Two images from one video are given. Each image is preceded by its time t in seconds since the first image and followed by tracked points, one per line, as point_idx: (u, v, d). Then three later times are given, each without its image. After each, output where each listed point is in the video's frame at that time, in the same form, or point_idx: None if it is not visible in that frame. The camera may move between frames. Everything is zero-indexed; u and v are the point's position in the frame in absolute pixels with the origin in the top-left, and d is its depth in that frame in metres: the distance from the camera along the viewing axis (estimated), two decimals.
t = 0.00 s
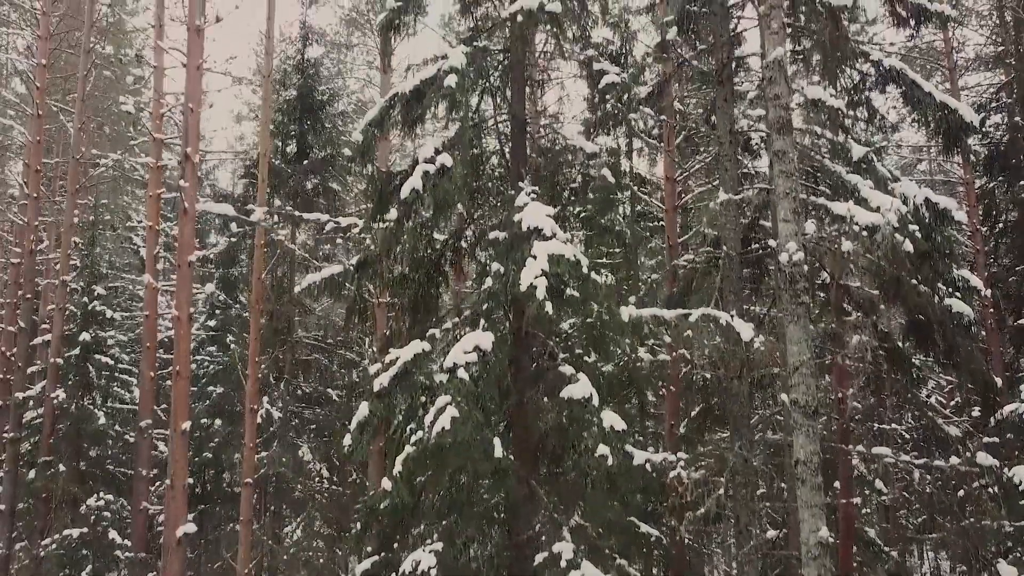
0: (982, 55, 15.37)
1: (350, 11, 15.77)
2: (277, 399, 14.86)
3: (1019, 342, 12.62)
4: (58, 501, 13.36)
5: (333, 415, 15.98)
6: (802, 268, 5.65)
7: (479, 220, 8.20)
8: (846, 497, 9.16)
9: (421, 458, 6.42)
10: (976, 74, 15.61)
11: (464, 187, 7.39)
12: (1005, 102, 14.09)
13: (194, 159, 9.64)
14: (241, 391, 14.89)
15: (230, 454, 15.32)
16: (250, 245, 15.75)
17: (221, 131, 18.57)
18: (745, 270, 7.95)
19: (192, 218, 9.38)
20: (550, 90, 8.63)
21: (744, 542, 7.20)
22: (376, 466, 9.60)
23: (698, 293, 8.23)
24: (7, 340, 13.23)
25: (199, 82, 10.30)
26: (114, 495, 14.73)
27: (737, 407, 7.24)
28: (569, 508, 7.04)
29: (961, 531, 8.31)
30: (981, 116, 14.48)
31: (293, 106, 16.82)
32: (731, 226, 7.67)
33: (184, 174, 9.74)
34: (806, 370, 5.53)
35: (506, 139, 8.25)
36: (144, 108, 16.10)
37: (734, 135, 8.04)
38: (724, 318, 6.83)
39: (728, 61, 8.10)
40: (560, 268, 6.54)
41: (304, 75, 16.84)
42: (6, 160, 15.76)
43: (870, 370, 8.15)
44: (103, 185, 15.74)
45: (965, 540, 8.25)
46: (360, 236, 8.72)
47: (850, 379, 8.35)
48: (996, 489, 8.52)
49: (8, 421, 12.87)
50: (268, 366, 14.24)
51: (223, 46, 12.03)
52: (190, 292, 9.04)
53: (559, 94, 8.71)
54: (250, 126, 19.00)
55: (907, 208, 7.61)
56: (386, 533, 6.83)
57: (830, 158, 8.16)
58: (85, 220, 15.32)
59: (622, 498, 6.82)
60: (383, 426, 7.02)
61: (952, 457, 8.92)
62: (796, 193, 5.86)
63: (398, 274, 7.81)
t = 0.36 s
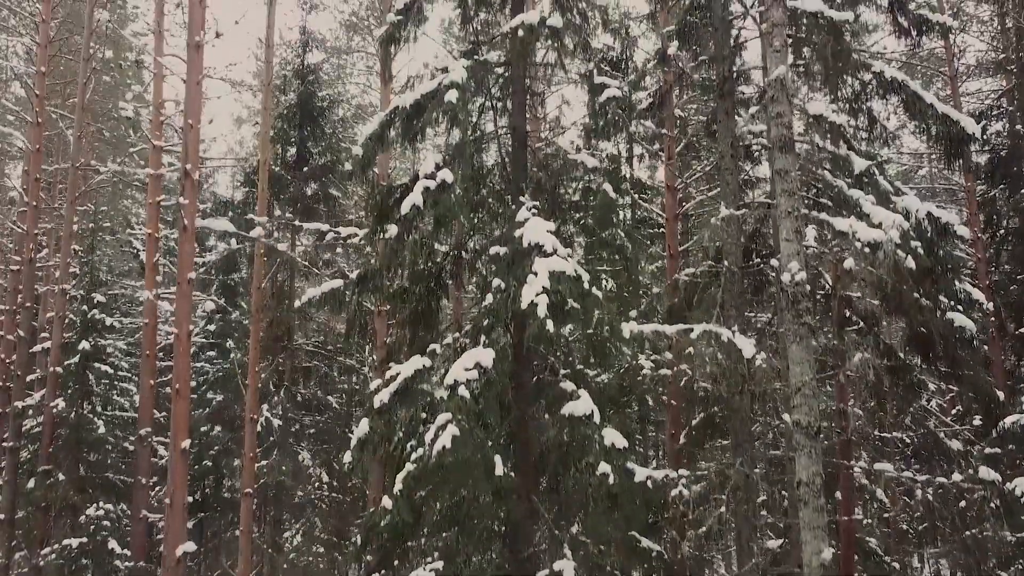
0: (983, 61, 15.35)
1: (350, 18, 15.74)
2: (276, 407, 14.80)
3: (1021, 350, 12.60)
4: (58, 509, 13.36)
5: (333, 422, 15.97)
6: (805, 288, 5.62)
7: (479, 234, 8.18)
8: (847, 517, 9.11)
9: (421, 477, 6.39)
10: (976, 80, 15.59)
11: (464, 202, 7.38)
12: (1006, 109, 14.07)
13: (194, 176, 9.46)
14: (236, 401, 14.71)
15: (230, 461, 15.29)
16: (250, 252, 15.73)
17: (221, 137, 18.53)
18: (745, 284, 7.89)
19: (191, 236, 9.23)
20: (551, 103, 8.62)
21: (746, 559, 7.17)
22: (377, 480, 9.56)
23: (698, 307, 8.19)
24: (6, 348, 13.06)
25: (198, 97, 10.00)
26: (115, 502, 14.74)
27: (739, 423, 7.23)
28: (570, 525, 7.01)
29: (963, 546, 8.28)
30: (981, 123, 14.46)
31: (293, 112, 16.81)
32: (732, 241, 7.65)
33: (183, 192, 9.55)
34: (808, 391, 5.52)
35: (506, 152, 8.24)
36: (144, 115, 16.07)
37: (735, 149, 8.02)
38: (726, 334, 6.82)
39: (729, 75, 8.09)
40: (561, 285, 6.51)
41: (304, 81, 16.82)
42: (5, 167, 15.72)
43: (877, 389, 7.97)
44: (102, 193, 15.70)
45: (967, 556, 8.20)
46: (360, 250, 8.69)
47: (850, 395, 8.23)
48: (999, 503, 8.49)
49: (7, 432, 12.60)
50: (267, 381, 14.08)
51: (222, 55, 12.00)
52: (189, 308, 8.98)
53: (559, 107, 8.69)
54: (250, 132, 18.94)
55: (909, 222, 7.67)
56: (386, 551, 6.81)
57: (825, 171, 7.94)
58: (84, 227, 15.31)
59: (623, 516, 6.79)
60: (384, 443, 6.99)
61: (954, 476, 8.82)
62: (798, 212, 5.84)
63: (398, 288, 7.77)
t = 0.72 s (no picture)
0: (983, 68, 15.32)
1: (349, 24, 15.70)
2: (275, 414, 14.75)
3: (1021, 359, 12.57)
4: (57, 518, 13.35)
5: (333, 429, 15.94)
6: (807, 308, 5.60)
7: (480, 247, 8.14)
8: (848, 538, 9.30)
9: (422, 495, 6.36)
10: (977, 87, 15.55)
11: (464, 217, 7.34)
12: (1007, 116, 14.04)
13: (193, 194, 9.40)
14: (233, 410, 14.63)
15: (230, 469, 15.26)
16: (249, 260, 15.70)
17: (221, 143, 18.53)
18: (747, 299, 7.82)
19: (192, 251, 9.21)
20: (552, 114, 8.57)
21: None
22: (377, 492, 9.56)
23: (700, 321, 8.14)
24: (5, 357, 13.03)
25: (198, 111, 9.99)
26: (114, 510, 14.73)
27: (740, 439, 7.21)
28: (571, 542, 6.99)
29: (964, 560, 8.27)
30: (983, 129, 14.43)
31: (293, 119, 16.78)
32: (733, 255, 7.61)
33: (183, 209, 9.48)
34: (810, 412, 5.50)
35: (506, 166, 8.21)
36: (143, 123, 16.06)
37: (736, 162, 7.99)
38: (727, 351, 6.79)
39: (731, 88, 8.04)
40: (562, 302, 6.49)
41: (304, 88, 16.79)
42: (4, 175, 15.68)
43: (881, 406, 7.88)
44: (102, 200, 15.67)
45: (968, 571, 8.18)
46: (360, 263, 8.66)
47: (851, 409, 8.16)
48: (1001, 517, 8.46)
49: (6, 441, 12.52)
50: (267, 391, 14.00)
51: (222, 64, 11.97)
52: (190, 323, 8.97)
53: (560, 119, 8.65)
54: (250, 139, 18.91)
55: (911, 237, 7.63)
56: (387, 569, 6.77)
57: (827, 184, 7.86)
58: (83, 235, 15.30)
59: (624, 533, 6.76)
60: (384, 460, 6.96)
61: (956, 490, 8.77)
62: (800, 231, 5.81)
63: (398, 303, 7.71)
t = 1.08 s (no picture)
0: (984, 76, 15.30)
1: (349, 31, 15.67)
2: (275, 422, 14.73)
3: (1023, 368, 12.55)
4: (56, 527, 13.32)
5: (333, 436, 15.85)
6: (809, 329, 5.57)
7: (480, 261, 8.10)
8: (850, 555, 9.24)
9: (421, 513, 6.33)
10: (977, 95, 15.54)
11: (465, 232, 7.32)
12: (1008, 124, 14.01)
13: (193, 211, 9.33)
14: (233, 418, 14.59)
15: (229, 476, 15.23)
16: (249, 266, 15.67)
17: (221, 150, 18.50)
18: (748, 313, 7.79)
19: (192, 269, 9.18)
20: (552, 127, 8.55)
21: None
22: (377, 505, 9.54)
23: (700, 335, 8.11)
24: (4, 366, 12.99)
25: (198, 126, 9.95)
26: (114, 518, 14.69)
27: (742, 455, 7.18)
28: (571, 560, 6.94)
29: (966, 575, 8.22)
30: (983, 136, 14.41)
31: (293, 126, 16.77)
32: (733, 271, 7.47)
33: (183, 227, 9.43)
34: (813, 434, 5.47)
35: (507, 179, 8.17)
36: (143, 130, 16.04)
37: (737, 177, 7.94)
38: (728, 368, 6.76)
39: (732, 102, 8.02)
40: (562, 319, 6.45)
41: (304, 94, 16.77)
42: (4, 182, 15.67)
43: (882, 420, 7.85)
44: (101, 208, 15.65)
45: None
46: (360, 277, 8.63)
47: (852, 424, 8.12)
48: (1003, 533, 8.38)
49: (6, 450, 12.49)
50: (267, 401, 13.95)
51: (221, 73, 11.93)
52: (190, 337, 8.94)
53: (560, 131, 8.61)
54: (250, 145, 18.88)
55: (913, 252, 7.56)
56: None
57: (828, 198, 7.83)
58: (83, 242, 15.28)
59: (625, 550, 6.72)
60: (384, 477, 6.93)
61: (958, 505, 8.73)
62: (802, 251, 5.76)
63: (398, 317, 7.68)
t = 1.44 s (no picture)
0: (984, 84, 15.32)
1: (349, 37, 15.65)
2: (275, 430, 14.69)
3: None
4: (55, 536, 13.30)
5: (333, 444, 15.85)
6: (811, 349, 5.55)
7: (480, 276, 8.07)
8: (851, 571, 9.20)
9: (421, 532, 6.30)
10: (977, 102, 15.56)
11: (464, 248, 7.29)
12: (1008, 131, 13.99)
13: (191, 231, 9.25)
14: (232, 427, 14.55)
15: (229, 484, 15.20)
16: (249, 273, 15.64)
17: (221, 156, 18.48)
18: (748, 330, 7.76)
19: (190, 289, 9.13)
20: (552, 140, 8.53)
21: None
22: (377, 519, 9.51)
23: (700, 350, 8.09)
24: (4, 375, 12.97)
25: (197, 144, 9.87)
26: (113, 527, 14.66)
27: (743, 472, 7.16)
28: None
29: None
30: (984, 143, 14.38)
31: (293, 132, 16.77)
32: (735, 287, 7.48)
33: (182, 244, 9.39)
34: (814, 455, 5.46)
35: (507, 193, 8.16)
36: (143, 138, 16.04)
37: (738, 191, 7.89)
38: (729, 386, 6.73)
39: (733, 117, 7.98)
40: (563, 337, 6.43)
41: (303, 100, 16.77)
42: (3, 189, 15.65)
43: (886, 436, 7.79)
44: (101, 215, 15.62)
45: None
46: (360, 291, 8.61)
47: (853, 439, 8.09)
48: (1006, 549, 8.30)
49: (5, 460, 12.46)
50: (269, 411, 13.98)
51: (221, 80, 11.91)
52: (189, 352, 8.92)
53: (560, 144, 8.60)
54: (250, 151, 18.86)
55: (913, 265, 7.71)
56: None
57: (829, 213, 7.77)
58: (83, 250, 15.26)
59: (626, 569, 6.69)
60: (384, 495, 6.90)
61: (960, 520, 8.69)
62: (804, 271, 5.73)
63: (398, 332, 7.62)
